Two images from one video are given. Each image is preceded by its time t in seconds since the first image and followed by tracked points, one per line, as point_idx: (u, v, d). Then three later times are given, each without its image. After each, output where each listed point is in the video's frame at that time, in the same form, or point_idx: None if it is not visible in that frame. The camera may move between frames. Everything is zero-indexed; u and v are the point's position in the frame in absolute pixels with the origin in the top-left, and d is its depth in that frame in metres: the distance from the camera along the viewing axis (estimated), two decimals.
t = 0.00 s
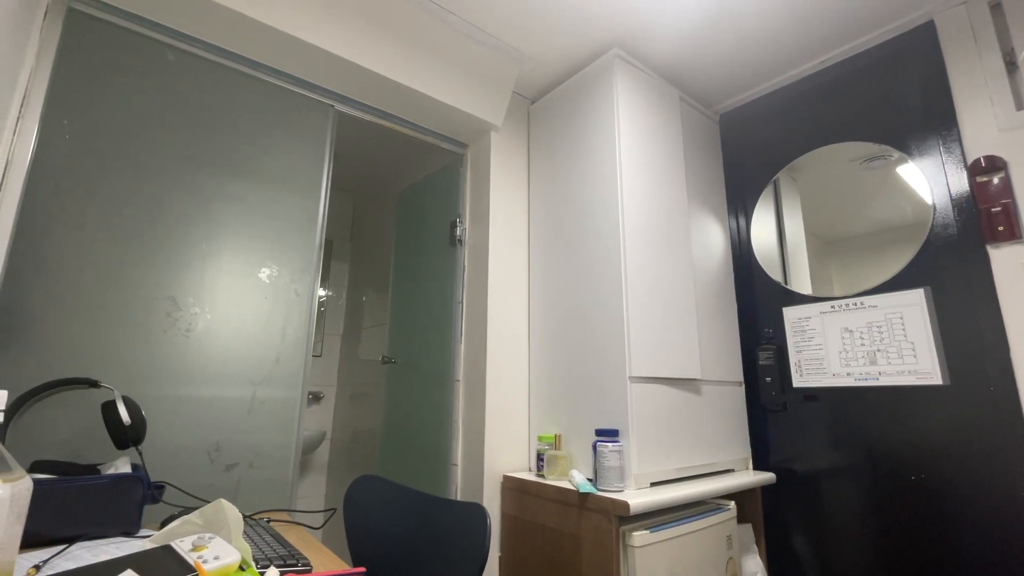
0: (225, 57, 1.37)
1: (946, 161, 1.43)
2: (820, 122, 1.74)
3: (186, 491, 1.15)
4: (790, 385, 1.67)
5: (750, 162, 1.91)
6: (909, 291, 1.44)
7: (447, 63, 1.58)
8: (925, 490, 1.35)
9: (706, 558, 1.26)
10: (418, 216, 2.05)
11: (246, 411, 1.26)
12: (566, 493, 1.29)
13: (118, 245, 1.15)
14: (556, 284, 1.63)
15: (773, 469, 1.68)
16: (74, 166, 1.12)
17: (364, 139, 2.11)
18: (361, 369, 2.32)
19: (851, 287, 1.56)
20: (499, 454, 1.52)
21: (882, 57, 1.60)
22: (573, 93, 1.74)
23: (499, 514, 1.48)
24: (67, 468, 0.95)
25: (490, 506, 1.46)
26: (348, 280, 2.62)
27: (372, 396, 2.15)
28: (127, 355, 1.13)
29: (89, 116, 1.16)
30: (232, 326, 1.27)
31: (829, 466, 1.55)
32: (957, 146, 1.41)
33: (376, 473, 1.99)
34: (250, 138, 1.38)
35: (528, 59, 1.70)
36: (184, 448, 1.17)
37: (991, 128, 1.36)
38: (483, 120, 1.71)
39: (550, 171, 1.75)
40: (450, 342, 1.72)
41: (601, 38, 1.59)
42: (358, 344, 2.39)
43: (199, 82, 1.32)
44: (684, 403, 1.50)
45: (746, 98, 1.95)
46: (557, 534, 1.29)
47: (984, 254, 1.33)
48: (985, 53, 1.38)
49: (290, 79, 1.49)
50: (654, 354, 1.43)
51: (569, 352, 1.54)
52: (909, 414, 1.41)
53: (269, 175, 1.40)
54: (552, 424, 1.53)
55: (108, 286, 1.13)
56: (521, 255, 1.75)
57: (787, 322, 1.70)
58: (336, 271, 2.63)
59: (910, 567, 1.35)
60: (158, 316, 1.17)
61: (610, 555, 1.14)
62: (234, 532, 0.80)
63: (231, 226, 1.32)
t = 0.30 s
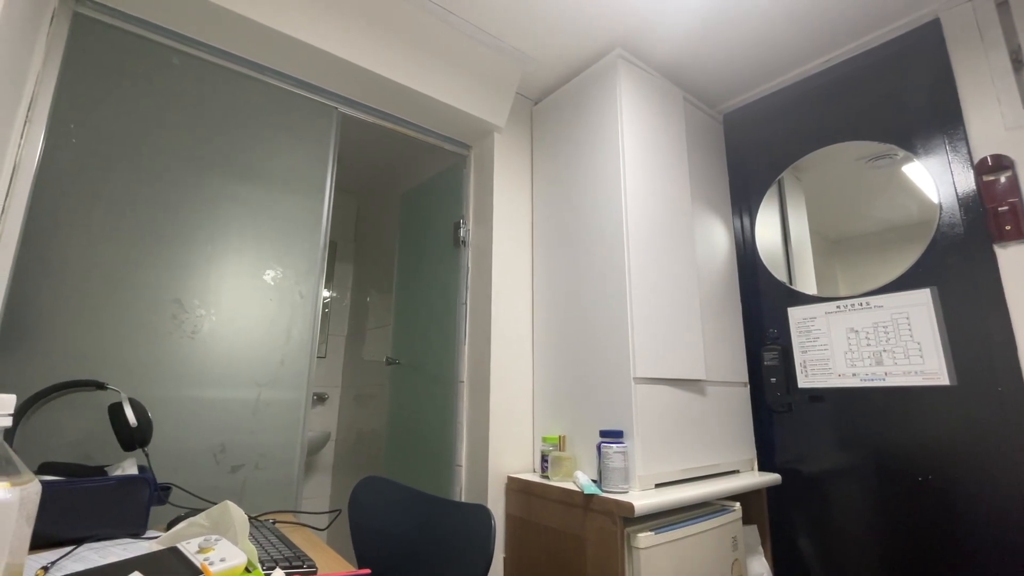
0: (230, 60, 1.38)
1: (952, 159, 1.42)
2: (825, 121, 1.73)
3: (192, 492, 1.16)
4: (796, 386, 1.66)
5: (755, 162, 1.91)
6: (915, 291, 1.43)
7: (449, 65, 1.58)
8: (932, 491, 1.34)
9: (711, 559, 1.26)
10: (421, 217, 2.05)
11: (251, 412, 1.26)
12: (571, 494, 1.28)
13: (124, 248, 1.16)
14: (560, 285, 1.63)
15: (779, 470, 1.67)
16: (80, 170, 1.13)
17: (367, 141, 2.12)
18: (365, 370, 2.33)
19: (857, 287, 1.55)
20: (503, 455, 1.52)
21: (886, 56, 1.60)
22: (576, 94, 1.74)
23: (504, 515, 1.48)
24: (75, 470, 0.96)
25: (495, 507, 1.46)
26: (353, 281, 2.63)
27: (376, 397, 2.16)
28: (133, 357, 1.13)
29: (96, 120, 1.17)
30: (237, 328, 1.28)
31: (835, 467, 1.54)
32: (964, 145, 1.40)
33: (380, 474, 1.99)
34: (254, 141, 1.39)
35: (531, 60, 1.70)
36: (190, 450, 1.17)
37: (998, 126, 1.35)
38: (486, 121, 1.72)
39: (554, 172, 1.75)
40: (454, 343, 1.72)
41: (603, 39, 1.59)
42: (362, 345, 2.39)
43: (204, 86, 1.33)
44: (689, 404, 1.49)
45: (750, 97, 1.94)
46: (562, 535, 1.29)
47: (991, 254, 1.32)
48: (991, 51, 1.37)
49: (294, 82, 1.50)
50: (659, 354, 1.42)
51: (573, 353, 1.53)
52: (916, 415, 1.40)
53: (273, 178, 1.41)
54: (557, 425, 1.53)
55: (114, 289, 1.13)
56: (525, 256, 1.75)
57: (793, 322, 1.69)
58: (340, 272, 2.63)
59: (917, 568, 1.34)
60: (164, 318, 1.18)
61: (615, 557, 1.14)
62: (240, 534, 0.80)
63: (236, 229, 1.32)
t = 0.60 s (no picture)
0: (232, 63, 1.39)
1: (955, 160, 1.42)
2: (827, 121, 1.73)
3: (196, 495, 1.16)
4: (798, 387, 1.66)
5: (756, 162, 1.90)
6: (917, 292, 1.43)
7: (450, 67, 1.59)
8: (934, 492, 1.34)
9: (713, 561, 1.26)
10: (423, 218, 2.06)
11: (254, 414, 1.27)
12: (573, 496, 1.28)
13: (127, 251, 1.16)
14: (562, 286, 1.63)
15: (781, 471, 1.67)
16: (83, 173, 1.14)
17: (368, 142, 2.12)
18: (367, 371, 2.33)
19: (859, 288, 1.55)
20: (505, 456, 1.52)
21: (888, 56, 1.59)
22: (577, 95, 1.74)
23: (506, 517, 1.48)
24: (79, 473, 0.96)
25: (497, 508, 1.46)
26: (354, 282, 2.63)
27: (379, 398, 2.16)
28: (137, 360, 1.14)
29: (98, 124, 1.17)
30: (240, 330, 1.28)
31: (837, 468, 1.54)
32: (966, 145, 1.40)
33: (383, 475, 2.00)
34: (256, 144, 1.39)
35: (532, 62, 1.70)
36: (193, 452, 1.18)
37: (1001, 127, 1.34)
38: (487, 123, 1.72)
39: (555, 173, 1.75)
40: (455, 344, 1.72)
41: (604, 40, 1.59)
42: (364, 346, 2.40)
43: (206, 89, 1.34)
44: (690, 405, 1.49)
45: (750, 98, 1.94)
46: (564, 537, 1.29)
47: (994, 255, 1.32)
48: (993, 52, 1.37)
49: (296, 85, 1.50)
50: (660, 356, 1.42)
51: (575, 355, 1.53)
52: (918, 416, 1.40)
53: (275, 180, 1.41)
54: (558, 426, 1.53)
55: (118, 291, 1.14)
56: (526, 257, 1.75)
57: (795, 323, 1.69)
58: (342, 273, 2.63)
59: (920, 569, 1.34)
60: (167, 321, 1.19)
61: (617, 559, 1.14)
62: (243, 537, 0.80)
63: (238, 231, 1.32)
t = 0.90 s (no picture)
0: (229, 64, 1.38)
1: (953, 160, 1.42)
2: (825, 122, 1.73)
3: (194, 496, 1.16)
4: (797, 387, 1.66)
5: (755, 162, 1.90)
6: (915, 292, 1.43)
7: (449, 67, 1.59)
8: (933, 492, 1.34)
9: (712, 562, 1.26)
10: (422, 219, 2.06)
11: (253, 415, 1.27)
12: (571, 497, 1.29)
13: (125, 253, 1.16)
14: (560, 286, 1.63)
15: (780, 471, 1.67)
16: (80, 175, 1.13)
17: (367, 143, 2.12)
18: (366, 372, 2.33)
19: (857, 288, 1.55)
20: (504, 457, 1.52)
21: (887, 56, 1.59)
22: (575, 96, 1.74)
23: (505, 518, 1.48)
24: (77, 476, 0.96)
25: (496, 508, 1.47)
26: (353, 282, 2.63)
27: (378, 399, 2.16)
28: (136, 362, 1.14)
29: (95, 125, 1.17)
30: (239, 332, 1.28)
31: (836, 468, 1.54)
32: (964, 146, 1.40)
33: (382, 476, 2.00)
34: (254, 145, 1.39)
35: (530, 62, 1.70)
36: (191, 454, 1.18)
37: (999, 127, 1.34)
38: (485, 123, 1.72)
39: (554, 173, 1.75)
40: (454, 345, 1.72)
41: (603, 41, 1.59)
42: (363, 347, 2.40)
43: (204, 90, 1.33)
44: (689, 405, 1.49)
45: (749, 98, 1.94)
46: (563, 538, 1.29)
47: (992, 255, 1.32)
48: (991, 52, 1.37)
49: (294, 85, 1.50)
50: (659, 356, 1.42)
51: (573, 355, 1.53)
52: (916, 416, 1.40)
53: (273, 181, 1.41)
54: (557, 427, 1.53)
55: (116, 294, 1.14)
56: (525, 258, 1.75)
57: (793, 323, 1.69)
58: (341, 274, 2.63)
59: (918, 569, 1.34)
60: (166, 322, 1.18)
61: (615, 559, 1.14)
62: (241, 540, 0.80)
63: (236, 233, 1.32)
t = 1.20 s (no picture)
0: (222, 62, 1.37)
1: (947, 159, 1.42)
2: (820, 121, 1.73)
3: (187, 497, 1.16)
4: (792, 386, 1.67)
5: (751, 162, 1.90)
6: (910, 291, 1.43)
7: (445, 66, 1.58)
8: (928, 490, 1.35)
9: (707, 560, 1.26)
10: (417, 218, 2.05)
11: (247, 415, 1.26)
12: (567, 496, 1.28)
13: (117, 252, 1.15)
14: (556, 285, 1.63)
15: (775, 470, 1.67)
16: (71, 173, 1.12)
17: (362, 142, 2.11)
18: (362, 371, 2.32)
19: (852, 287, 1.55)
20: (500, 457, 1.52)
21: (882, 55, 1.59)
22: (571, 94, 1.73)
23: (501, 517, 1.48)
24: (69, 476, 0.95)
25: (492, 508, 1.46)
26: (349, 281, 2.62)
27: (373, 398, 2.16)
28: (129, 361, 1.13)
29: (87, 123, 1.16)
30: (232, 331, 1.27)
31: (831, 467, 1.54)
32: (958, 145, 1.40)
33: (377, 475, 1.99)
34: (248, 144, 1.38)
35: (527, 61, 1.69)
36: (185, 454, 1.17)
37: (993, 127, 1.35)
38: (481, 122, 1.71)
39: (549, 172, 1.75)
40: (450, 344, 1.72)
41: (599, 39, 1.58)
42: (359, 346, 2.39)
43: (198, 88, 1.32)
44: (684, 404, 1.49)
45: (745, 97, 1.94)
46: (558, 537, 1.29)
47: (986, 254, 1.32)
48: (985, 51, 1.37)
49: (288, 83, 1.49)
50: (655, 355, 1.42)
51: (569, 354, 1.53)
52: (911, 414, 1.40)
53: (267, 180, 1.40)
54: (553, 426, 1.53)
55: (109, 293, 1.13)
56: (521, 257, 1.74)
57: (789, 322, 1.69)
58: (337, 273, 2.62)
59: (913, 567, 1.34)
60: (159, 322, 1.18)
61: (610, 558, 1.14)
62: (233, 541, 0.80)
63: (229, 231, 1.31)
